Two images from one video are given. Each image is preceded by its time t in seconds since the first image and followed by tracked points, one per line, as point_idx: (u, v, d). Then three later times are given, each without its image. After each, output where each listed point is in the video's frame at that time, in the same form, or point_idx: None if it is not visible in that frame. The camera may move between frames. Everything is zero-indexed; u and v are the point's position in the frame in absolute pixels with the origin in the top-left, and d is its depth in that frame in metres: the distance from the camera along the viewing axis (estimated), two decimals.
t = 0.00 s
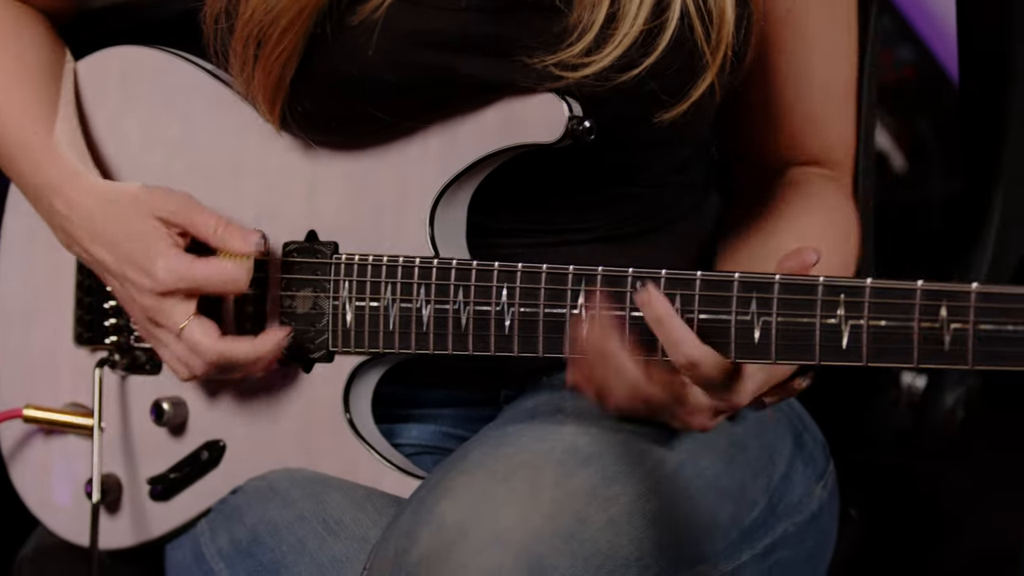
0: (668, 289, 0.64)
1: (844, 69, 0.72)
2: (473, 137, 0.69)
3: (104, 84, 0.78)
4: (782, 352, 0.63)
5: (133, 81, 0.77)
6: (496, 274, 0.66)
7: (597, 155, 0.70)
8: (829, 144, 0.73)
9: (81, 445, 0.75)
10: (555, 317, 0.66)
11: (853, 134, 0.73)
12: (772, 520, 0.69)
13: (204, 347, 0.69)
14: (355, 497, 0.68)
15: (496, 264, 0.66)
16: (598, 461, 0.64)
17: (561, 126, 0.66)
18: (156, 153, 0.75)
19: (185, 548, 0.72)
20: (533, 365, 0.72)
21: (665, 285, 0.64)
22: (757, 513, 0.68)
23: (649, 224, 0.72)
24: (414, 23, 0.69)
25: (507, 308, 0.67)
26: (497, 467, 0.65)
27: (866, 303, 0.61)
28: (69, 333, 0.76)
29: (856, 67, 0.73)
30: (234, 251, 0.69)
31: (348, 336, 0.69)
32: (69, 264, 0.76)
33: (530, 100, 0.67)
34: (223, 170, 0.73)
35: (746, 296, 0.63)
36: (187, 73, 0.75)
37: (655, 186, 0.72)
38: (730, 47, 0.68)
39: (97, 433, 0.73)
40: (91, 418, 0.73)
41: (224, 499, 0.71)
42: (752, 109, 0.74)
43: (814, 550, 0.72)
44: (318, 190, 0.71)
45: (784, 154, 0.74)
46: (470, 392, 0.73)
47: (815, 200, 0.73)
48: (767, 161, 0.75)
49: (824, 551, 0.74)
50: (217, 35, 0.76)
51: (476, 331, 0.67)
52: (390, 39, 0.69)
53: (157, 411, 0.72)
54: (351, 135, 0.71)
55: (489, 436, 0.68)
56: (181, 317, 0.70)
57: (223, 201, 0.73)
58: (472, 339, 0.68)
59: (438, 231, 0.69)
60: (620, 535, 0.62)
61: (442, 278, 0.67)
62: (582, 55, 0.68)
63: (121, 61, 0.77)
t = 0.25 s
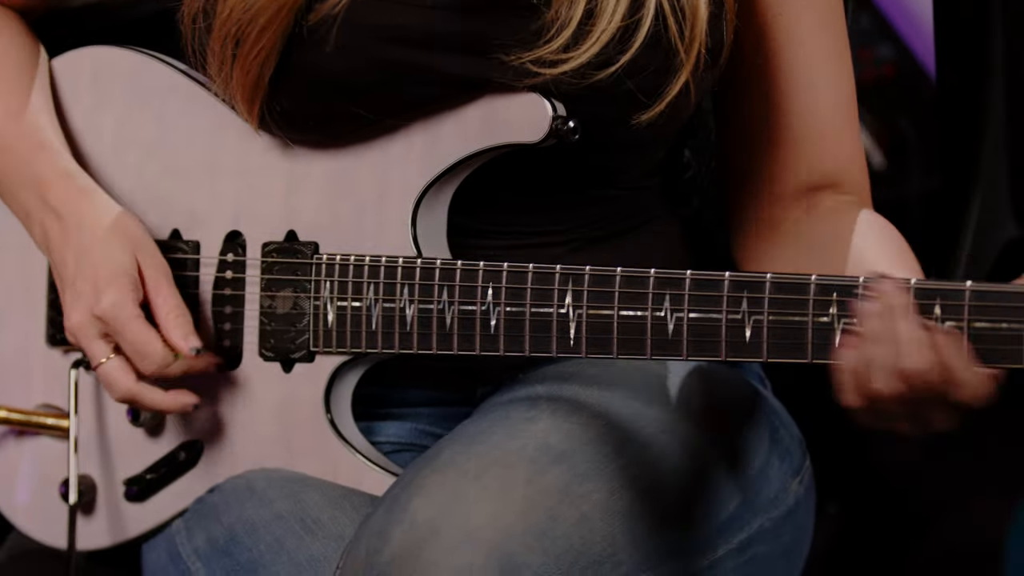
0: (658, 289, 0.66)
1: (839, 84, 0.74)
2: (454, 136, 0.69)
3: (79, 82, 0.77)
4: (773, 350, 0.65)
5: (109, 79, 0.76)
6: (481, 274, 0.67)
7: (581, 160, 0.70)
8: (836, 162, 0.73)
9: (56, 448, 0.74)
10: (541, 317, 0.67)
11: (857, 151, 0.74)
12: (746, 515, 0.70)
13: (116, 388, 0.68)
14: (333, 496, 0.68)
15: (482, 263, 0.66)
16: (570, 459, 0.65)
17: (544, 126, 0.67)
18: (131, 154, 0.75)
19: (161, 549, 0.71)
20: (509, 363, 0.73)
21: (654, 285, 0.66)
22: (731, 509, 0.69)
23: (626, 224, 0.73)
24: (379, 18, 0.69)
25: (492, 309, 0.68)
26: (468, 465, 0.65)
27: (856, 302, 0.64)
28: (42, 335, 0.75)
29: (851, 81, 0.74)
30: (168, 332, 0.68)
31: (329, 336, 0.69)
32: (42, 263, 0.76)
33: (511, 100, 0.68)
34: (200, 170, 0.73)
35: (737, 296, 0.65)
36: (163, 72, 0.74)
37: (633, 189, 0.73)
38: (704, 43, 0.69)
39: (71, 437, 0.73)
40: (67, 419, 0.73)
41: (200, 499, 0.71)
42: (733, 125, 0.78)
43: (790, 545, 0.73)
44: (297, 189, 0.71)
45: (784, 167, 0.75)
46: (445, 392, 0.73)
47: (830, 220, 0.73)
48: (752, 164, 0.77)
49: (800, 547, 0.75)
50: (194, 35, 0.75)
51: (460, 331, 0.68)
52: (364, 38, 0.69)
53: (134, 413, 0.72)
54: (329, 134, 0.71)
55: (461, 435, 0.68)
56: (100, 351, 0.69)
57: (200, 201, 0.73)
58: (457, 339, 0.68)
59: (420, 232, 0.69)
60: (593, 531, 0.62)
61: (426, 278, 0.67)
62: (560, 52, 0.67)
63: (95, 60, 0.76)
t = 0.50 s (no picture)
0: (629, 284, 0.67)
1: (817, 102, 0.73)
2: (428, 133, 0.69)
3: (52, 78, 0.76)
4: (744, 346, 0.67)
5: (82, 75, 0.75)
6: (454, 270, 0.67)
7: (554, 152, 0.70)
8: (817, 181, 0.73)
9: (27, 445, 0.74)
10: (513, 313, 0.68)
11: (832, 169, 0.74)
12: (724, 517, 0.70)
13: (139, 373, 0.68)
14: (304, 493, 0.68)
15: (454, 260, 0.67)
16: (549, 458, 0.65)
17: (519, 122, 0.67)
18: (106, 150, 0.75)
19: (133, 546, 0.71)
20: (482, 361, 0.73)
21: (626, 281, 0.67)
22: (708, 510, 0.69)
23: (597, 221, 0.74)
24: (368, 21, 0.69)
25: (464, 304, 0.68)
26: (447, 464, 0.64)
27: (830, 299, 0.65)
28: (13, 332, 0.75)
29: (828, 98, 0.73)
30: (183, 284, 0.68)
31: (301, 332, 0.69)
32: (15, 260, 0.75)
33: (487, 97, 0.68)
34: (173, 166, 0.72)
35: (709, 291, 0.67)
36: (137, 69, 0.74)
37: (606, 189, 0.74)
38: (680, 49, 0.69)
39: (47, 430, 0.73)
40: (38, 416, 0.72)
41: (172, 497, 0.71)
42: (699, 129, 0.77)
43: (764, 544, 0.74)
44: (271, 185, 0.71)
45: (761, 185, 0.74)
46: (418, 389, 0.73)
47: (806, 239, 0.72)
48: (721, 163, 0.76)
49: (774, 545, 0.75)
50: (168, 32, 0.75)
51: (433, 327, 0.68)
52: (342, 39, 0.69)
53: (106, 409, 0.71)
54: (304, 132, 0.71)
55: (437, 432, 0.67)
56: (122, 339, 0.69)
57: (172, 197, 0.72)
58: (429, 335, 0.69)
59: (392, 229, 0.69)
60: (572, 531, 0.63)
61: (399, 274, 0.68)
62: (535, 52, 0.68)
63: (69, 56, 0.75)
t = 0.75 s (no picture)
0: (599, 280, 0.67)
1: (789, 105, 0.73)
2: (399, 131, 0.69)
3: (25, 76, 0.76)
4: (711, 342, 0.67)
5: (58, 75, 0.75)
6: (423, 266, 0.68)
7: (529, 155, 0.71)
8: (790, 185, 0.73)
9: None
10: (482, 309, 0.68)
11: (803, 173, 0.73)
12: (693, 514, 0.70)
13: (88, 369, 0.68)
14: (274, 490, 0.68)
15: (422, 256, 0.67)
16: (517, 454, 0.65)
17: (488, 120, 0.67)
18: (78, 149, 0.75)
19: (104, 544, 0.71)
20: (452, 358, 0.73)
21: (595, 277, 0.67)
22: (677, 508, 0.70)
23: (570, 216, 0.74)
24: (345, 21, 0.69)
25: (434, 301, 0.68)
26: (416, 459, 0.64)
27: (797, 294, 0.65)
28: None
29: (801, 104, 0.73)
30: (143, 295, 0.68)
31: (271, 329, 0.69)
32: None
33: (457, 95, 0.68)
34: (145, 164, 0.72)
35: (678, 287, 0.66)
36: (111, 67, 0.74)
37: (578, 187, 0.74)
38: (654, 50, 0.69)
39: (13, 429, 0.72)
40: (9, 412, 0.74)
41: (142, 494, 0.71)
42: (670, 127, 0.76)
43: (736, 541, 0.74)
44: (242, 183, 0.71)
45: (731, 185, 0.74)
46: (388, 387, 0.73)
47: (777, 244, 0.71)
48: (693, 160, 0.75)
49: (746, 541, 0.75)
50: (145, 29, 0.76)
51: (402, 324, 0.68)
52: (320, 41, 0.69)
53: (77, 405, 0.71)
54: (274, 131, 0.71)
55: (406, 429, 0.68)
56: (73, 333, 0.69)
57: (144, 195, 0.72)
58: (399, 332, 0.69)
59: (362, 226, 0.69)
60: (541, 527, 0.63)
61: (368, 270, 0.68)
62: (507, 51, 0.68)
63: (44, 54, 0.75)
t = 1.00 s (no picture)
0: (568, 277, 0.67)
1: (755, 99, 0.72)
2: (370, 129, 0.68)
3: None
4: (682, 338, 0.67)
5: (25, 69, 0.74)
6: (393, 263, 0.67)
7: (493, 151, 0.71)
8: (756, 178, 0.72)
9: None
10: (452, 306, 0.68)
11: (770, 166, 0.72)
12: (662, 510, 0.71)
13: (74, 360, 0.68)
14: (241, 487, 0.69)
15: (394, 253, 0.67)
16: (483, 449, 0.65)
17: (461, 118, 0.66)
18: (47, 145, 0.74)
19: (72, 541, 0.71)
20: (421, 355, 0.74)
21: (565, 274, 0.67)
22: (645, 504, 0.70)
23: (540, 215, 0.75)
24: (314, 20, 0.70)
25: (403, 297, 0.68)
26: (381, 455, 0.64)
27: (768, 292, 0.66)
28: None
29: (768, 96, 0.73)
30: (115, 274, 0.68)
31: (240, 326, 0.69)
32: None
33: (431, 94, 0.67)
34: (115, 160, 0.72)
35: (648, 284, 0.66)
36: (79, 63, 0.73)
37: (542, 185, 0.74)
38: (626, 49, 0.69)
39: None
40: None
41: (109, 491, 0.71)
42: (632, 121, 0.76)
43: (703, 535, 0.74)
44: (212, 180, 0.70)
45: (696, 180, 0.73)
46: (357, 381, 0.73)
47: (745, 237, 0.71)
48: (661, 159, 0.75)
49: (713, 536, 0.76)
50: (114, 31, 0.76)
51: (372, 320, 0.68)
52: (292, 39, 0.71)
53: (44, 402, 0.71)
54: (243, 127, 0.70)
55: (372, 425, 0.68)
56: (58, 326, 0.69)
57: (113, 190, 0.72)
58: (368, 327, 0.69)
59: (332, 224, 0.69)
60: (506, 522, 0.63)
61: (338, 268, 0.68)
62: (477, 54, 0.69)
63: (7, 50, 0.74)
